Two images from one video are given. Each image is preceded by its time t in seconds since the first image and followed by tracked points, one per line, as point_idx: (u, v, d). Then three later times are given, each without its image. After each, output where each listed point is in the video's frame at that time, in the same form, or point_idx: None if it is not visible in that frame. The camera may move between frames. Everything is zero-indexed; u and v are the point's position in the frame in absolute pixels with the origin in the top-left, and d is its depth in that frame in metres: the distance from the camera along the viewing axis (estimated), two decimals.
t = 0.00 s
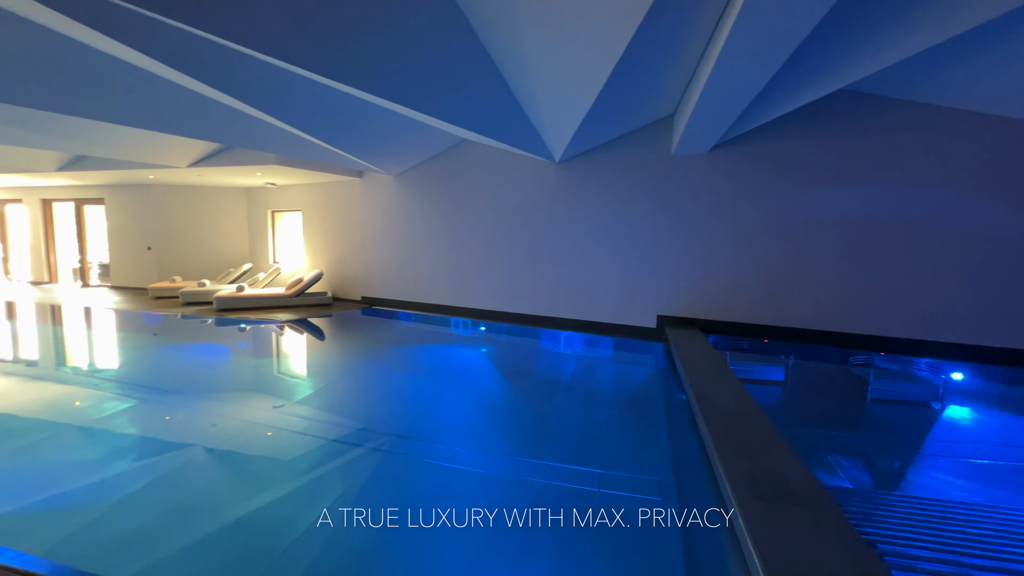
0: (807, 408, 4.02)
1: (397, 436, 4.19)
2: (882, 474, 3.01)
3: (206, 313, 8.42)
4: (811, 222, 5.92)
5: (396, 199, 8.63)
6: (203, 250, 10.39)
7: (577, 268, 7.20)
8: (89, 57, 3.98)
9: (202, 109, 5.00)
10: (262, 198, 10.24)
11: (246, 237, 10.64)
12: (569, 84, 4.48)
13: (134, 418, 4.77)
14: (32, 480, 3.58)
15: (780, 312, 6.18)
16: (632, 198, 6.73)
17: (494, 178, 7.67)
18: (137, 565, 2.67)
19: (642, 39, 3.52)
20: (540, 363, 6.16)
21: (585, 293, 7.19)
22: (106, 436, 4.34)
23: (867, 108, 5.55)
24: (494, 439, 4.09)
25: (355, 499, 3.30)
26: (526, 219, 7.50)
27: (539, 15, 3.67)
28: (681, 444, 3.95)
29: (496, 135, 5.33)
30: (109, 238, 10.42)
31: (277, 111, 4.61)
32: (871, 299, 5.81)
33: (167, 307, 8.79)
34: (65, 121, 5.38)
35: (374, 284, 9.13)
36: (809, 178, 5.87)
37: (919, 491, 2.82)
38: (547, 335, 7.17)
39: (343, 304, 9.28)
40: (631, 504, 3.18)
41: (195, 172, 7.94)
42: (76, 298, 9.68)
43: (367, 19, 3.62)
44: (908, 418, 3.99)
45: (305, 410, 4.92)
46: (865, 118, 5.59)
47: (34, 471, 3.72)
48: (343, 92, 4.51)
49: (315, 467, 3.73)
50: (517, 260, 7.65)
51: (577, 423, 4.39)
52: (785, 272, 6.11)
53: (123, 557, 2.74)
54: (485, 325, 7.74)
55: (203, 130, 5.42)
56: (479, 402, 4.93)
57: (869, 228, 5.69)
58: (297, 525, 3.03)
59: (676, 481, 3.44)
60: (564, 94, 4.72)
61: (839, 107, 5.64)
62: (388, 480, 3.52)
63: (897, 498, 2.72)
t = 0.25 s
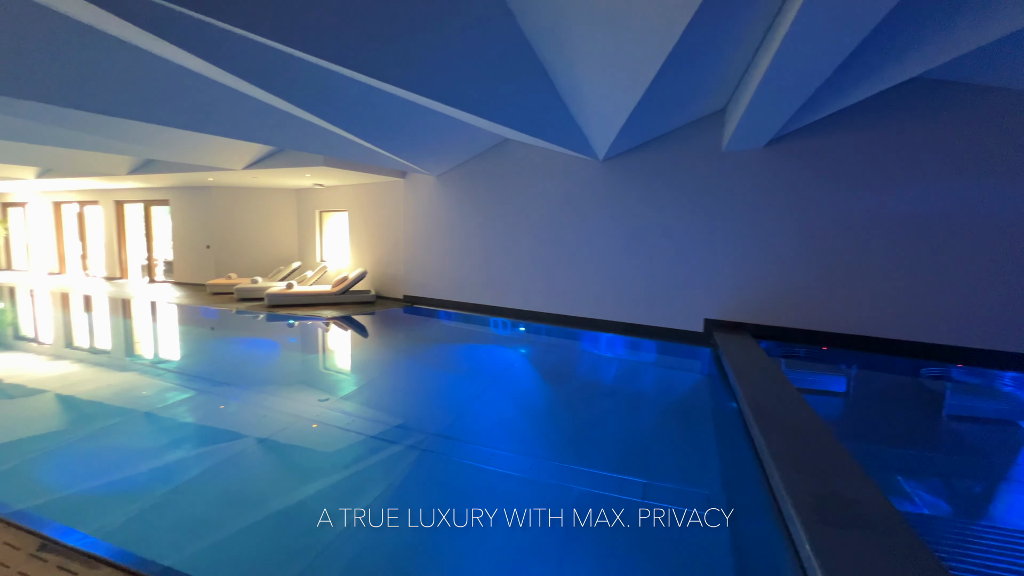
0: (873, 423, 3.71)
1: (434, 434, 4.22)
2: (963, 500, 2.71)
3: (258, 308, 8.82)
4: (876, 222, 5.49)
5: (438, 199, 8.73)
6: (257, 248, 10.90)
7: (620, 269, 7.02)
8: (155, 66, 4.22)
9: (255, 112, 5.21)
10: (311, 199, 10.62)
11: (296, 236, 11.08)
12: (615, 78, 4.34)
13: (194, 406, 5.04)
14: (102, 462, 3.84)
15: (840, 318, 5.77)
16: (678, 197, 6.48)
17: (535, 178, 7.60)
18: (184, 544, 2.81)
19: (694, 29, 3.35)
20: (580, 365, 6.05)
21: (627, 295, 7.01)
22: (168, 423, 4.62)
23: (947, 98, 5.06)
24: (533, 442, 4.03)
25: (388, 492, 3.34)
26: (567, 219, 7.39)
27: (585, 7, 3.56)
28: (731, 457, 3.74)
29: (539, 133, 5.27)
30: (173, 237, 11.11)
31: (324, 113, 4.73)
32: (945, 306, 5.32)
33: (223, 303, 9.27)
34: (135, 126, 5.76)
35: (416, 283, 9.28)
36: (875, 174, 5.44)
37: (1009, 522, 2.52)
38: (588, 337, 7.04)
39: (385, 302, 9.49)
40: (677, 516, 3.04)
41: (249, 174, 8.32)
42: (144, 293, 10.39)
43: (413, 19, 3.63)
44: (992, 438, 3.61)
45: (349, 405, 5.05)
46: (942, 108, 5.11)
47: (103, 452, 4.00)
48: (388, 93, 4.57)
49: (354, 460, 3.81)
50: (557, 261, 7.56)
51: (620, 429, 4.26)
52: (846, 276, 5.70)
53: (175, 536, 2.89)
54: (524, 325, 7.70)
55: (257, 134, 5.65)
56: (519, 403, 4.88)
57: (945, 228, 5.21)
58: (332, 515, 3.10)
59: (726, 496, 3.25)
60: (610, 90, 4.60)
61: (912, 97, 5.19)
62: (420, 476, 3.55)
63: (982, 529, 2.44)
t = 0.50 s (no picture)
0: (963, 448, 3.30)
1: (474, 437, 4.17)
2: None
3: (311, 306, 9.17)
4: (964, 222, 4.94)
5: (483, 200, 8.74)
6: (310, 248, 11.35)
7: (670, 272, 6.74)
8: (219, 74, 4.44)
9: (310, 117, 5.39)
10: (361, 201, 10.94)
11: (347, 237, 11.44)
12: (668, 71, 4.13)
13: (250, 399, 5.27)
14: (166, 448, 4.08)
15: (919, 328, 5.24)
16: (735, 196, 6.13)
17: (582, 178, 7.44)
18: (230, 536, 2.91)
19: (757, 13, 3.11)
20: (627, 371, 5.84)
21: (677, 299, 6.71)
22: (227, 414, 4.85)
23: None
24: (575, 451, 3.90)
25: (425, 496, 3.32)
26: (615, 219, 7.17)
27: None
28: (795, 479, 3.45)
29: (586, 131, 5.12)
30: (235, 238, 11.78)
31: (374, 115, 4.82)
32: None
33: (279, 300, 9.71)
34: (201, 132, 6.11)
35: (461, 284, 9.34)
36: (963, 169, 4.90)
37: None
38: (634, 342, 6.80)
39: (430, 302, 9.61)
40: (733, 539, 2.82)
41: (304, 177, 8.66)
42: (209, 290, 11.06)
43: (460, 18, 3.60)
44: None
45: (394, 403, 5.10)
46: None
47: (167, 440, 4.24)
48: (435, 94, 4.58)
49: (394, 460, 3.83)
50: (604, 262, 7.36)
51: (669, 441, 4.05)
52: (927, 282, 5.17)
53: (224, 527, 3.00)
54: (568, 328, 7.56)
55: (310, 137, 5.85)
56: (562, 410, 4.76)
57: None
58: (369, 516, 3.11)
59: (789, 522, 2.99)
60: (662, 84, 4.40)
61: (1010, 82, 4.63)
62: (457, 481, 3.51)
63: None
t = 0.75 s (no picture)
0: None
1: (509, 443, 4.10)
2: None
3: (354, 306, 9.40)
4: None
5: (524, 201, 8.68)
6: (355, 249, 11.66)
7: (718, 275, 6.43)
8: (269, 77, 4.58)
9: (354, 120, 5.50)
10: (404, 203, 11.13)
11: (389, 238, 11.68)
12: (722, 62, 3.90)
13: (296, 395, 5.44)
14: (216, 440, 4.26)
15: (1005, 340, 4.72)
16: (791, 195, 5.76)
17: (626, 177, 7.24)
18: (269, 530, 2.98)
19: None
20: (671, 379, 5.60)
21: (726, 304, 6.39)
22: (274, 408, 5.02)
23: None
24: (616, 462, 3.75)
25: (459, 500, 3.29)
26: (660, 220, 6.93)
27: None
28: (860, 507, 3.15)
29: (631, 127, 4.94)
30: (285, 239, 12.27)
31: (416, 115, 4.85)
32: None
33: (325, 299, 10.02)
34: (254, 136, 6.36)
35: (500, 285, 9.32)
36: None
37: None
38: (679, 348, 6.53)
39: (470, 303, 9.65)
40: (789, 568, 2.60)
41: (350, 179, 8.88)
42: (260, 288, 11.58)
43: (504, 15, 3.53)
44: None
45: (432, 403, 5.11)
46: None
47: (216, 433, 4.41)
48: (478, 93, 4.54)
49: (429, 462, 3.82)
50: (647, 265, 7.13)
51: (717, 455, 3.83)
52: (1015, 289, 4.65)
53: (265, 521, 3.07)
54: (609, 332, 7.36)
55: (355, 141, 5.98)
56: (602, 418, 4.61)
57: None
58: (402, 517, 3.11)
59: (854, 553, 2.73)
60: (713, 78, 4.17)
61: None
62: (491, 487, 3.45)
63: None
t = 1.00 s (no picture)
0: None
1: (540, 447, 4.01)
2: None
3: (388, 305, 9.52)
4: None
5: (558, 200, 8.57)
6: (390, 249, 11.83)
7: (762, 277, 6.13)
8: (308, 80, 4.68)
9: (389, 121, 5.56)
10: (437, 203, 11.21)
11: (423, 238, 11.79)
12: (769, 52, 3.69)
13: (330, 392, 5.53)
14: (254, 435, 4.36)
15: None
16: (843, 193, 5.41)
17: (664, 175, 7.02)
18: (300, 527, 3.00)
19: None
20: (710, 384, 5.37)
21: (771, 307, 6.09)
22: (309, 405, 5.11)
23: None
24: (651, 472, 3.60)
25: (487, 504, 3.22)
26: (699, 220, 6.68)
27: None
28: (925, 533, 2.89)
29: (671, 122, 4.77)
30: (324, 239, 12.60)
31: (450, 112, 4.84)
32: None
33: (360, 298, 10.22)
34: (294, 139, 6.52)
35: (533, 286, 9.25)
36: None
37: None
38: (719, 353, 6.26)
39: (502, 303, 9.61)
40: None
41: (385, 180, 9.01)
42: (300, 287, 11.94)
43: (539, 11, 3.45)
44: None
45: (462, 403, 5.09)
46: None
47: (253, 428, 4.52)
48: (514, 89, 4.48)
49: (458, 464, 3.78)
50: (686, 266, 6.89)
51: (763, 468, 3.61)
52: None
53: (297, 518, 3.10)
54: (644, 335, 7.15)
55: (390, 142, 6.04)
56: (637, 425, 4.44)
57: None
58: (430, 519, 3.07)
59: None
60: (759, 68, 3.94)
61: None
62: (520, 492, 3.37)
63: None
